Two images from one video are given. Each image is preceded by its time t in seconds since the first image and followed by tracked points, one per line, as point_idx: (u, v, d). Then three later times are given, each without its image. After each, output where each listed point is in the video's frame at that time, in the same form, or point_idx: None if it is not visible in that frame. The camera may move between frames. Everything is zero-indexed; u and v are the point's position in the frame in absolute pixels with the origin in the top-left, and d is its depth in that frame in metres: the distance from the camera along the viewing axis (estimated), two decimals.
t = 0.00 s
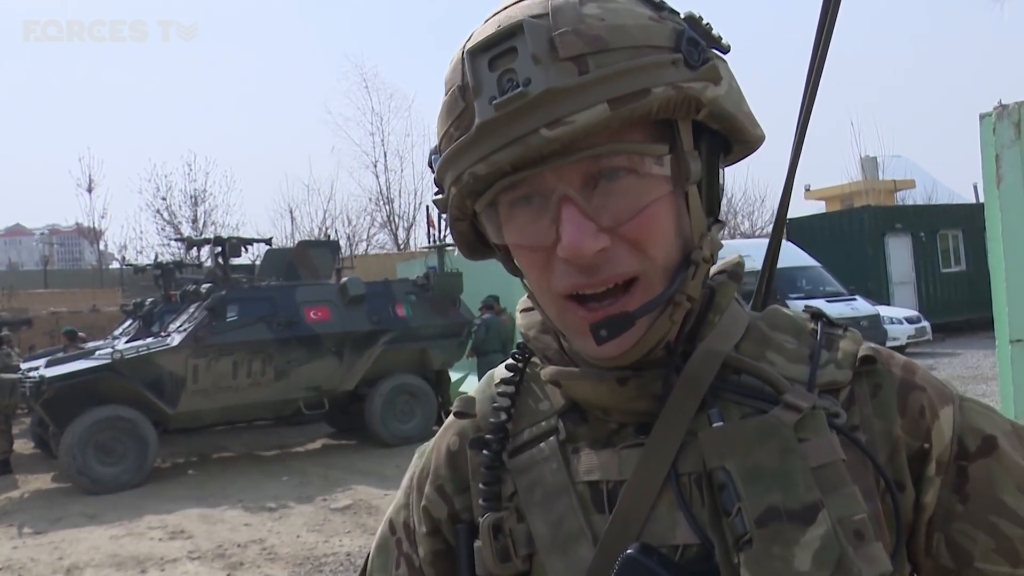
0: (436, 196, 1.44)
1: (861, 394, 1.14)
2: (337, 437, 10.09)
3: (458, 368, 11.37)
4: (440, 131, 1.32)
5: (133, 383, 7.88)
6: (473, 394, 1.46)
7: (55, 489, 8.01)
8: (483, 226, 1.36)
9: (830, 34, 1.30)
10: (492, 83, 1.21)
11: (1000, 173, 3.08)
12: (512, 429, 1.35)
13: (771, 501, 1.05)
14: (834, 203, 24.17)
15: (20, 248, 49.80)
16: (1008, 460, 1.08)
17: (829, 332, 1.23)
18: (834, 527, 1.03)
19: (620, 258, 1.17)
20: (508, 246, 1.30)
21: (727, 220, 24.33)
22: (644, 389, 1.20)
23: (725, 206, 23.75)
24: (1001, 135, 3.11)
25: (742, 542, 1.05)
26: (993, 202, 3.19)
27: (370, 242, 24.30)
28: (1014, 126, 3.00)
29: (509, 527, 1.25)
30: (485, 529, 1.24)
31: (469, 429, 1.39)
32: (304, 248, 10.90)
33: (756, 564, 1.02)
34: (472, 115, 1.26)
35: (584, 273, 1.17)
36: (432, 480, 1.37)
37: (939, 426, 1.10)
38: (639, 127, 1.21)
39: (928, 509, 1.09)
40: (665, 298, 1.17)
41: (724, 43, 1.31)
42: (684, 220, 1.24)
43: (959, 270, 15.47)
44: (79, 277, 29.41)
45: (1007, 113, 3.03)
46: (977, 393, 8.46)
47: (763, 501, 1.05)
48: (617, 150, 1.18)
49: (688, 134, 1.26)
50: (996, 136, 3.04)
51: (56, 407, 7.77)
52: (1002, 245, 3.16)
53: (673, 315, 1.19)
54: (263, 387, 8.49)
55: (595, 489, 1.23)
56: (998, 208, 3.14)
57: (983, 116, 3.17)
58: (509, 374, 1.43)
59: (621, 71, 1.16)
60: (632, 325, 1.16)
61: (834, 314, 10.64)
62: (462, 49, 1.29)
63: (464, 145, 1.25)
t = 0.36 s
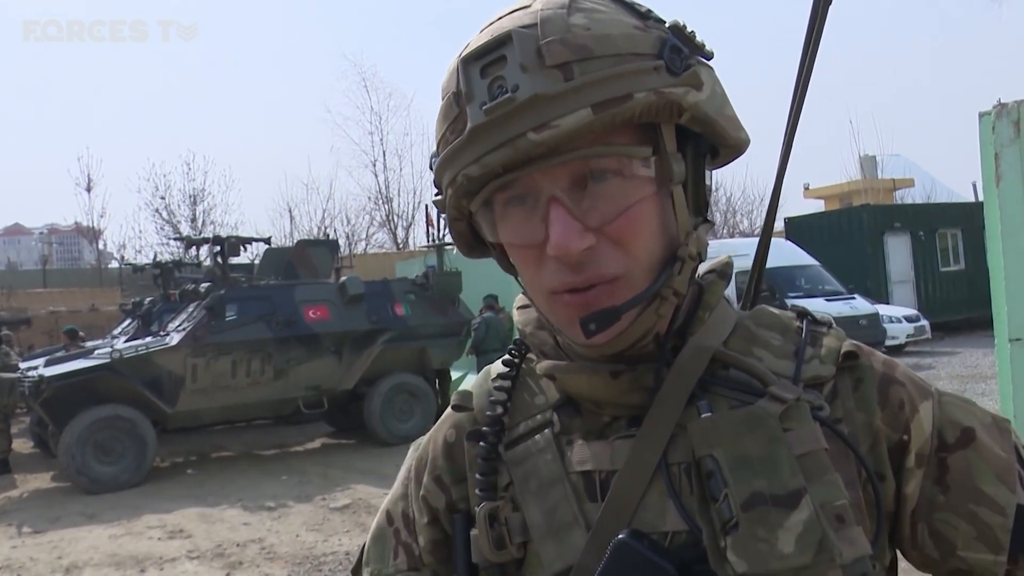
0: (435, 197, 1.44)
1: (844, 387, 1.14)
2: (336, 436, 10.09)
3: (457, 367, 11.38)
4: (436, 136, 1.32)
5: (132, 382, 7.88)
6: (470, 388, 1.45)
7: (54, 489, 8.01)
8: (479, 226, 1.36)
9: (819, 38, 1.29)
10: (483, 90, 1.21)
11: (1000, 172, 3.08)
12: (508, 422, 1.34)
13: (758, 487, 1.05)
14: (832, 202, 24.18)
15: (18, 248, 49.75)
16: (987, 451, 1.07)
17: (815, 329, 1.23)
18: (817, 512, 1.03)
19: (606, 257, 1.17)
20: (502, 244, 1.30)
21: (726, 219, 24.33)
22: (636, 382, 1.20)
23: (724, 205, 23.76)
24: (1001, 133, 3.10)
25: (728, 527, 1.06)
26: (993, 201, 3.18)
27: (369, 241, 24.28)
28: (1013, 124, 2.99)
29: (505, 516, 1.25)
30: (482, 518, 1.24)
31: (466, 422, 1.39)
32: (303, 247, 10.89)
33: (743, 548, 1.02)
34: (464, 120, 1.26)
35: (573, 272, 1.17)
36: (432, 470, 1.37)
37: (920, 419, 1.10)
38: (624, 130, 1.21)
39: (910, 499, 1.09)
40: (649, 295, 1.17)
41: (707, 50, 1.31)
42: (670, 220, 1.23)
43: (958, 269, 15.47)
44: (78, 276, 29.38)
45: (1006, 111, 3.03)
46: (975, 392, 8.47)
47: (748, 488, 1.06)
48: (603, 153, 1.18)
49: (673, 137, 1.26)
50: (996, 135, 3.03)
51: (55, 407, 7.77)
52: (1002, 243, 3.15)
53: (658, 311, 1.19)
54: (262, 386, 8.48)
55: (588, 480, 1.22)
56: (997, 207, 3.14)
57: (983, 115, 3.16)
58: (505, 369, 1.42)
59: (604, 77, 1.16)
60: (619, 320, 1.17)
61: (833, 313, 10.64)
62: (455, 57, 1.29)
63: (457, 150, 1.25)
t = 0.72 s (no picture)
0: (430, 203, 1.44)
1: (832, 392, 1.15)
2: (335, 438, 10.09)
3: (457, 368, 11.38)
4: (431, 142, 1.32)
5: (131, 384, 7.89)
6: (464, 392, 1.46)
7: (54, 491, 8.01)
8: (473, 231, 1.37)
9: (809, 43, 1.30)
10: (480, 97, 1.22)
11: (1000, 173, 3.09)
12: (501, 426, 1.35)
13: (745, 491, 1.06)
14: (832, 203, 24.20)
15: (17, 250, 49.73)
16: (973, 455, 1.08)
17: (804, 333, 1.24)
18: (805, 515, 1.04)
19: (601, 260, 1.18)
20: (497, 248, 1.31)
21: (726, 220, 24.34)
22: (627, 386, 1.21)
23: (724, 206, 23.77)
24: (1001, 135, 3.12)
25: (718, 530, 1.06)
26: (993, 202, 3.19)
27: (369, 243, 24.28)
28: (1013, 125, 3.01)
29: (498, 519, 1.26)
30: (475, 521, 1.25)
31: (460, 427, 1.40)
32: (303, 249, 10.89)
33: (731, 551, 1.03)
34: (461, 126, 1.26)
35: (569, 275, 1.17)
36: (426, 474, 1.38)
37: (907, 424, 1.10)
38: (617, 137, 1.22)
39: (898, 503, 1.10)
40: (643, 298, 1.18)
41: (697, 59, 1.32)
42: (662, 225, 1.24)
43: (958, 270, 15.48)
44: (78, 278, 29.36)
45: (1006, 113, 3.04)
46: (974, 393, 8.48)
47: (737, 491, 1.07)
48: (597, 158, 1.19)
49: (665, 144, 1.27)
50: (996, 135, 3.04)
51: (55, 408, 7.80)
52: (1002, 244, 3.16)
53: (652, 314, 1.19)
54: (262, 388, 8.49)
55: (580, 483, 1.23)
56: (998, 208, 3.14)
57: (982, 116, 3.17)
58: (499, 373, 1.43)
59: (599, 85, 1.17)
60: (613, 323, 1.17)
61: (833, 314, 10.64)
62: (451, 64, 1.30)
63: (454, 155, 1.26)
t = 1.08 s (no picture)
0: (430, 201, 1.42)
1: (841, 396, 1.13)
2: (335, 439, 10.07)
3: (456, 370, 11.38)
4: (434, 137, 1.30)
5: (131, 386, 7.87)
6: (466, 393, 1.44)
7: (53, 493, 7.98)
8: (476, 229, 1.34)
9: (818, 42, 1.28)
10: (487, 90, 1.20)
11: (999, 173, 3.07)
12: (502, 428, 1.33)
13: (753, 497, 1.04)
14: (831, 204, 24.20)
15: (17, 252, 49.70)
16: (984, 461, 1.06)
17: (813, 336, 1.22)
18: (814, 522, 1.02)
19: (611, 259, 1.16)
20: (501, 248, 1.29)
21: (725, 220, 24.33)
22: (631, 389, 1.19)
23: (723, 207, 23.76)
24: (999, 135, 3.10)
25: (724, 537, 1.04)
26: (992, 202, 3.17)
27: (368, 244, 24.27)
28: (1012, 125, 2.99)
29: (498, 523, 1.23)
30: (475, 525, 1.22)
31: (460, 429, 1.38)
32: (302, 250, 10.87)
33: (737, 558, 1.01)
34: (468, 120, 1.23)
35: (578, 274, 1.15)
36: (425, 476, 1.35)
37: (917, 429, 1.08)
38: (627, 133, 1.20)
39: (910, 509, 1.07)
40: (654, 298, 1.16)
41: (708, 54, 1.30)
42: (672, 224, 1.23)
43: (957, 270, 15.46)
44: (77, 279, 29.33)
45: (1005, 113, 3.02)
46: (975, 393, 8.46)
47: (744, 497, 1.05)
48: (608, 156, 1.17)
49: (676, 141, 1.25)
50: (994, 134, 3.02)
51: (54, 410, 7.78)
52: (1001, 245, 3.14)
53: (661, 316, 1.17)
54: (261, 389, 8.47)
55: (582, 486, 1.21)
56: (997, 208, 3.12)
57: (981, 116, 3.15)
58: (500, 374, 1.41)
59: (611, 78, 1.15)
60: (623, 324, 1.15)
61: (833, 315, 10.63)
62: (456, 59, 1.28)
63: (459, 151, 1.23)
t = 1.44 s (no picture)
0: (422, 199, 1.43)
1: (849, 395, 1.14)
2: (334, 440, 10.07)
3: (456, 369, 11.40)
4: (423, 134, 1.32)
5: (130, 387, 7.87)
6: (466, 395, 1.45)
7: (53, 493, 7.99)
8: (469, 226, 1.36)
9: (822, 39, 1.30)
10: (472, 84, 1.21)
11: (998, 172, 3.08)
12: (501, 431, 1.34)
13: (752, 500, 1.05)
14: (830, 203, 24.23)
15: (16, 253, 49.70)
16: (999, 466, 1.07)
17: (820, 333, 1.23)
18: (815, 526, 1.02)
19: (602, 254, 1.16)
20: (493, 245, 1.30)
21: (724, 220, 24.35)
22: (629, 390, 1.20)
23: (722, 206, 23.78)
24: (998, 134, 3.11)
25: (722, 542, 1.05)
26: (991, 201, 3.19)
27: (367, 244, 24.29)
28: (1011, 124, 3.00)
29: (496, 528, 1.24)
30: (472, 530, 1.24)
31: (460, 431, 1.39)
32: (302, 251, 10.87)
33: (736, 563, 1.02)
34: (454, 115, 1.26)
35: (569, 270, 1.16)
36: (426, 481, 1.37)
37: (928, 428, 1.09)
38: (618, 125, 1.21)
39: (916, 512, 1.08)
40: (649, 293, 1.17)
41: (701, 42, 1.31)
42: (668, 217, 1.23)
43: (956, 270, 15.47)
44: (77, 280, 29.36)
45: (1004, 112, 3.03)
46: (973, 392, 8.48)
47: (744, 501, 1.05)
48: (599, 148, 1.18)
49: (670, 132, 1.26)
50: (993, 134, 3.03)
51: (53, 411, 7.79)
52: (1000, 243, 3.15)
53: (657, 312, 1.18)
54: (261, 389, 8.47)
55: (581, 490, 1.22)
56: (996, 208, 3.14)
57: (979, 116, 3.17)
58: (501, 376, 1.42)
59: (599, 67, 1.16)
60: (614, 322, 1.16)
61: (831, 314, 10.64)
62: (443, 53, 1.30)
63: (447, 146, 1.25)
